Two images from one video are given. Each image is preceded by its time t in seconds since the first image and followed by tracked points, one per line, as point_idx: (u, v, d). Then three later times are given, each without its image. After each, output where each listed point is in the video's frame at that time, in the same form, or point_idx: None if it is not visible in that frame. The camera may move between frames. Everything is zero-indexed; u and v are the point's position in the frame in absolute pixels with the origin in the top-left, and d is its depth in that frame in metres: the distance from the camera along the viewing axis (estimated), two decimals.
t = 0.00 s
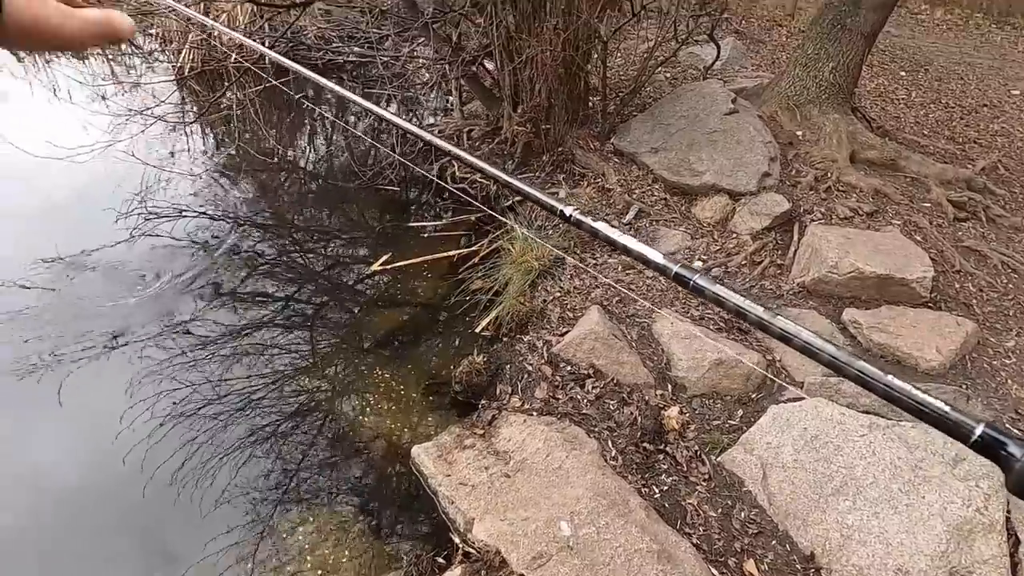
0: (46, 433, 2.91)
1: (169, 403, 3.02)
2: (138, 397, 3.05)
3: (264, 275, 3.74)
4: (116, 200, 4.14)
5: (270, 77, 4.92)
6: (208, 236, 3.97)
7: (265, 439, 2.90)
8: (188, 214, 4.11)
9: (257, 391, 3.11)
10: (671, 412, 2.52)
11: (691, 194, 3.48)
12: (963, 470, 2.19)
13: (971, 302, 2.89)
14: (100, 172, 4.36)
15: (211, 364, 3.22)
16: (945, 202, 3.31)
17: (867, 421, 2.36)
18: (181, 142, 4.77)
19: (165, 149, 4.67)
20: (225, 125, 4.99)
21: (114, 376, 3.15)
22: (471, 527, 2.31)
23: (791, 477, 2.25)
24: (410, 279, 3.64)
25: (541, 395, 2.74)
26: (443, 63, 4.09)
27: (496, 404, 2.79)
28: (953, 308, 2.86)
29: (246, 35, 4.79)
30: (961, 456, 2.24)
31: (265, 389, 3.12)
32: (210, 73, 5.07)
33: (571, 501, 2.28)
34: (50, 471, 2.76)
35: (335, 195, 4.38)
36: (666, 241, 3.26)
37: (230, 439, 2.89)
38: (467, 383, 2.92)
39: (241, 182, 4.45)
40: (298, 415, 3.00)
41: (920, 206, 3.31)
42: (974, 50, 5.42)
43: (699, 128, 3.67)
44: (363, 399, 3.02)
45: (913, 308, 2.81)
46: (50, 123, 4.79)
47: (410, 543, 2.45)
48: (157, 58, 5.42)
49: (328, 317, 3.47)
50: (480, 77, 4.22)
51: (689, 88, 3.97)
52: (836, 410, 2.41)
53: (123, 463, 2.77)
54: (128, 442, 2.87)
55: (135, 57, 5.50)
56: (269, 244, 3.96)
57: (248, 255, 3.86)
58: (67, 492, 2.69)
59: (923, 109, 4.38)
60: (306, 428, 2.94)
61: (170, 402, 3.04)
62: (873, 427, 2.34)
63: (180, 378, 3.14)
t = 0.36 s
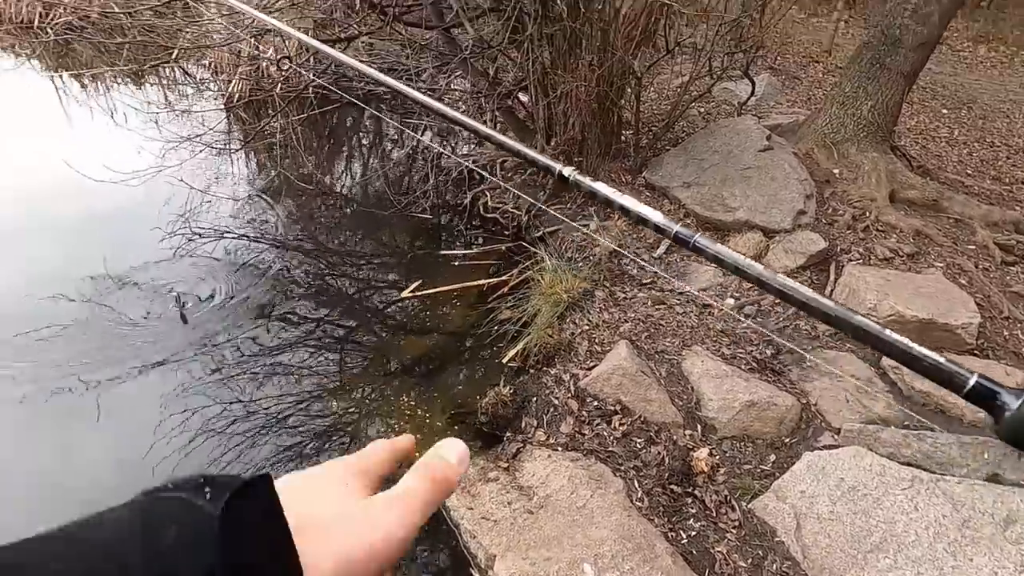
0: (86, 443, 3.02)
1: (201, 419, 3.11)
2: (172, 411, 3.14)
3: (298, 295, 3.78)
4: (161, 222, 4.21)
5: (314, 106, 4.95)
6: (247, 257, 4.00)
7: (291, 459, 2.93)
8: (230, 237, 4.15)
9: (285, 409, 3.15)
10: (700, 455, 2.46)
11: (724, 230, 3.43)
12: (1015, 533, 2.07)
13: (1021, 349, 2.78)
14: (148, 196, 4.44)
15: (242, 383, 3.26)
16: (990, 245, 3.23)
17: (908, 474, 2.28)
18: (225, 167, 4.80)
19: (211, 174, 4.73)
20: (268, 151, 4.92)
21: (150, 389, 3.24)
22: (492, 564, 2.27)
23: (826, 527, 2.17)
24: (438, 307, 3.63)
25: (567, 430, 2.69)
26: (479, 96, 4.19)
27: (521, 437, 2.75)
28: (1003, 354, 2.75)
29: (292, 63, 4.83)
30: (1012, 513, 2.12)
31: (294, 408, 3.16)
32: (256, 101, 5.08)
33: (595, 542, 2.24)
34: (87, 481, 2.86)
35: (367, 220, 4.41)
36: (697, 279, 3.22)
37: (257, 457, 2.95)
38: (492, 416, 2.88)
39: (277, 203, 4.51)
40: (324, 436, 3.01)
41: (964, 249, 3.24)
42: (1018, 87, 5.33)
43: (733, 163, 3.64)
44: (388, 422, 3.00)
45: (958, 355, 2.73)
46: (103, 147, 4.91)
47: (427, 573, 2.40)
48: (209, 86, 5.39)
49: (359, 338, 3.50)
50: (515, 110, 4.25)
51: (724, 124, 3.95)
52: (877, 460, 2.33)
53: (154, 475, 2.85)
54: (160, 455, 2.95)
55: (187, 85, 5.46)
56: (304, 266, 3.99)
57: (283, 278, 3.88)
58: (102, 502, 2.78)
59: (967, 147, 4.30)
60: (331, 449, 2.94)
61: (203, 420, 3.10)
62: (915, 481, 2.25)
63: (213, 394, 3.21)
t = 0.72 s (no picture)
0: (104, 458, 3.00)
1: (221, 441, 3.09)
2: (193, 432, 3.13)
3: (321, 321, 3.79)
4: (195, 248, 4.27)
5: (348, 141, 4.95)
6: (276, 285, 4.04)
7: (309, 488, 2.92)
8: (260, 264, 4.19)
9: (305, 437, 3.14)
10: (720, 502, 2.40)
11: (748, 272, 3.38)
12: None
13: None
14: (183, 221, 4.53)
15: (263, 407, 3.26)
16: None
17: (940, 534, 2.18)
18: (260, 196, 4.89)
19: (246, 204, 4.81)
20: (300, 184, 4.92)
21: (172, 408, 3.24)
22: None
23: None
24: (457, 341, 3.61)
25: (583, 470, 2.63)
26: (506, 135, 4.22)
27: (536, 476, 2.70)
28: None
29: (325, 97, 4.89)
30: None
31: (314, 436, 3.14)
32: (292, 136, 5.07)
33: None
34: (104, 496, 2.83)
35: (392, 251, 4.45)
36: (720, 320, 3.18)
37: (275, 483, 2.93)
38: (508, 451, 2.86)
39: (307, 233, 4.59)
40: (341, 464, 3.00)
41: (998, 297, 3.16)
42: None
43: (759, 205, 3.62)
44: (406, 453, 2.98)
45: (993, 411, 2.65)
46: (143, 175, 5.01)
47: None
48: (250, 119, 5.49)
49: (378, 367, 3.50)
50: (541, 149, 4.28)
51: (749, 166, 3.92)
52: (906, 517, 2.25)
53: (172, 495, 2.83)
54: (179, 476, 2.94)
55: (229, 118, 5.59)
56: (330, 295, 4.02)
57: (309, 304, 3.91)
58: (118, 518, 2.75)
59: (1001, 194, 4.24)
60: (348, 480, 2.93)
61: (223, 440, 3.10)
62: (946, 541, 2.16)
63: (234, 416, 3.20)
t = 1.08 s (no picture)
0: (117, 471, 2.98)
1: (234, 457, 3.06)
2: (206, 446, 3.09)
3: (335, 341, 3.77)
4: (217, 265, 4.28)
5: (368, 163, 5.00)
6: (294, 303, 4.04)
7: (318, 509, 2.86)
8: (278, 283, 4.20)
9: (317, 456, 3.10)
10: (735, 539, 2.33)
11: (766, 300, 3.32)
12: None
13: None
14: (203, 238, 4.55)
15: (277, 423, 3.23)
16: None
17: None
18: (280, 216, 4.91)
19: (266, 223, 4.83)
20: (320, 204, 5.00)
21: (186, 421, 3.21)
22: None
23: None
24: (470, 364, 3.57)
25: (595, 501, 2.57)
26: (523, 160, 4.20)
27: (547, 505, 2.64)
28: None
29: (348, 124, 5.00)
30: None
31: (326, 456, 3.09)
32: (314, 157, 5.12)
33: None
34: (116, 511, 2.82)
35: (407, 271, 4.44)
36: (737, 348, 3.12)
37: (285, 502, 2.89)
38: (518, 479, 2.82)
39: (325, 251, 4.61)
40: (352, 485, 2.95)
41: None
42: None
43: (778, 233, 3.57)
44: (416, 476, 2.93)
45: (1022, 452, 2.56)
46: (168, 193, 5.06)
47: None
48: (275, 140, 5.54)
49: (390, 388, 3.46)
50: (558, 173, 4.28)
51: (767, 193, 3.88)
52: (932, 561, 2.08)
53: (184, 512, 2.81)
54: (191, 492, 2.91)
55: (255, 139, 5.63)
56: (345, 314, 4.01)
57: (324, 324, 3.90)
58: (128, 535, 2.73)
59: None
60: (358, 500, 2.88)
61: (236, 455, 3.06)
62: None
63: (248, 431, 3.17)
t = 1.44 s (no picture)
0: (131, 473, 2.98)
1: (248, 460, 3.05)
2: (220, 449, 3.09)
3: (350, 346, 3.76)
4: (234, 270, 4.29)
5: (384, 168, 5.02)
6: (310, 307, 4.04)
7: (331, 514, 2.84)
8: (295, 287, 4.21)
9: (331, 459, 3.08)
10: (755, 553, 2.28)
11: (786, 309, 3.27)
12: None
13: None
14: (221, 242, 4.57)
15: (292, 425, 3.22)
16: None
17: None
18: (297, 221, 4.92)
19: (283, 227, 4.84)
20: (337, 211, 5.02)
21: (200, 424, 3.20)
22: None
23: None
24: (485, 371, 3.54)
25: (610, 511, 2.54)
26: (539, 166, 4.18)
27: (561, 516, 2.61)
28: None
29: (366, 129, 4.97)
30: None
31: (340, 460, 3.07)
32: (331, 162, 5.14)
33: None
34: (129, 513, 2.81)
35: (422, 276, 4.43)
36: (756, 358, 3.08)
37: (299, 506, 2.87)
38: (532, 488, 2.77)
39: (342, 256, 4.61)
40: (365, 489, 2.93)
41: None
42: None
43: (797, 241, 3.51)
44: (429, 482, 2.91)
45: None
46: (188, 198, 5.10)
47: None
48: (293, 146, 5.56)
49: (405, 393, 3.44)
50: (574, 179, 4.25)
51: (787, 200, 3.82)
52: None
53: (199, 513, 2.81)
54: (205, 495, 2.90)
55: (274, 145, 5.64)
56: (361, 319, 4.01)
57: (340, 329, 3.89)
58: (142, 537, 2.73)
59: None
60: (371, 504, 2.86)
61: (251, 458, 3.06)
62: None
63: (263, 433, 3.17)
